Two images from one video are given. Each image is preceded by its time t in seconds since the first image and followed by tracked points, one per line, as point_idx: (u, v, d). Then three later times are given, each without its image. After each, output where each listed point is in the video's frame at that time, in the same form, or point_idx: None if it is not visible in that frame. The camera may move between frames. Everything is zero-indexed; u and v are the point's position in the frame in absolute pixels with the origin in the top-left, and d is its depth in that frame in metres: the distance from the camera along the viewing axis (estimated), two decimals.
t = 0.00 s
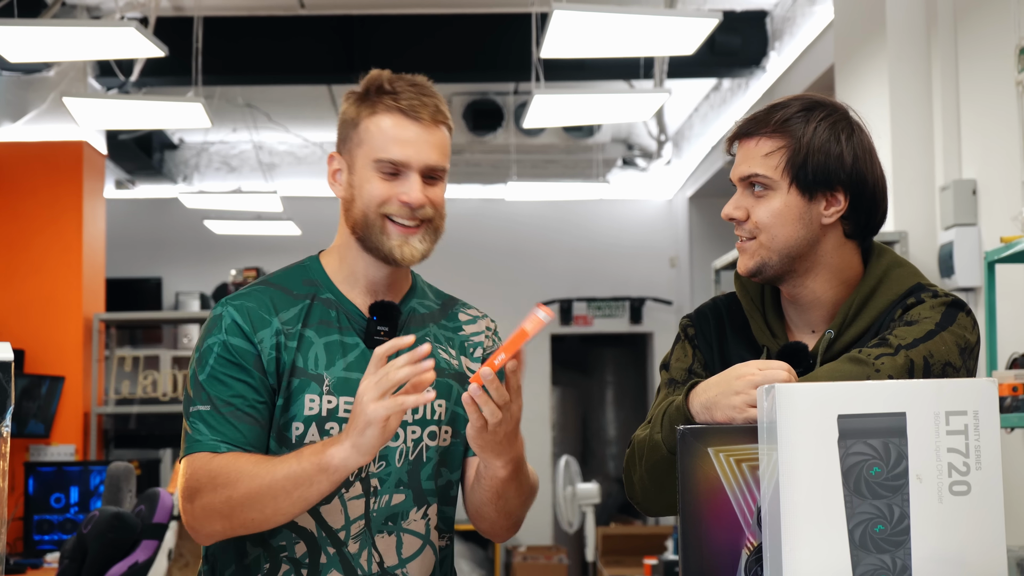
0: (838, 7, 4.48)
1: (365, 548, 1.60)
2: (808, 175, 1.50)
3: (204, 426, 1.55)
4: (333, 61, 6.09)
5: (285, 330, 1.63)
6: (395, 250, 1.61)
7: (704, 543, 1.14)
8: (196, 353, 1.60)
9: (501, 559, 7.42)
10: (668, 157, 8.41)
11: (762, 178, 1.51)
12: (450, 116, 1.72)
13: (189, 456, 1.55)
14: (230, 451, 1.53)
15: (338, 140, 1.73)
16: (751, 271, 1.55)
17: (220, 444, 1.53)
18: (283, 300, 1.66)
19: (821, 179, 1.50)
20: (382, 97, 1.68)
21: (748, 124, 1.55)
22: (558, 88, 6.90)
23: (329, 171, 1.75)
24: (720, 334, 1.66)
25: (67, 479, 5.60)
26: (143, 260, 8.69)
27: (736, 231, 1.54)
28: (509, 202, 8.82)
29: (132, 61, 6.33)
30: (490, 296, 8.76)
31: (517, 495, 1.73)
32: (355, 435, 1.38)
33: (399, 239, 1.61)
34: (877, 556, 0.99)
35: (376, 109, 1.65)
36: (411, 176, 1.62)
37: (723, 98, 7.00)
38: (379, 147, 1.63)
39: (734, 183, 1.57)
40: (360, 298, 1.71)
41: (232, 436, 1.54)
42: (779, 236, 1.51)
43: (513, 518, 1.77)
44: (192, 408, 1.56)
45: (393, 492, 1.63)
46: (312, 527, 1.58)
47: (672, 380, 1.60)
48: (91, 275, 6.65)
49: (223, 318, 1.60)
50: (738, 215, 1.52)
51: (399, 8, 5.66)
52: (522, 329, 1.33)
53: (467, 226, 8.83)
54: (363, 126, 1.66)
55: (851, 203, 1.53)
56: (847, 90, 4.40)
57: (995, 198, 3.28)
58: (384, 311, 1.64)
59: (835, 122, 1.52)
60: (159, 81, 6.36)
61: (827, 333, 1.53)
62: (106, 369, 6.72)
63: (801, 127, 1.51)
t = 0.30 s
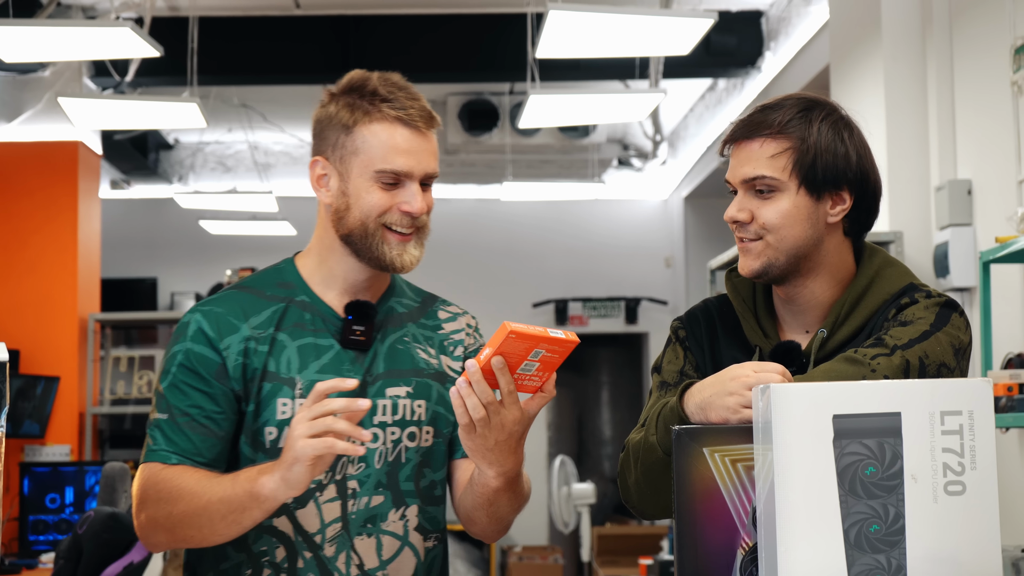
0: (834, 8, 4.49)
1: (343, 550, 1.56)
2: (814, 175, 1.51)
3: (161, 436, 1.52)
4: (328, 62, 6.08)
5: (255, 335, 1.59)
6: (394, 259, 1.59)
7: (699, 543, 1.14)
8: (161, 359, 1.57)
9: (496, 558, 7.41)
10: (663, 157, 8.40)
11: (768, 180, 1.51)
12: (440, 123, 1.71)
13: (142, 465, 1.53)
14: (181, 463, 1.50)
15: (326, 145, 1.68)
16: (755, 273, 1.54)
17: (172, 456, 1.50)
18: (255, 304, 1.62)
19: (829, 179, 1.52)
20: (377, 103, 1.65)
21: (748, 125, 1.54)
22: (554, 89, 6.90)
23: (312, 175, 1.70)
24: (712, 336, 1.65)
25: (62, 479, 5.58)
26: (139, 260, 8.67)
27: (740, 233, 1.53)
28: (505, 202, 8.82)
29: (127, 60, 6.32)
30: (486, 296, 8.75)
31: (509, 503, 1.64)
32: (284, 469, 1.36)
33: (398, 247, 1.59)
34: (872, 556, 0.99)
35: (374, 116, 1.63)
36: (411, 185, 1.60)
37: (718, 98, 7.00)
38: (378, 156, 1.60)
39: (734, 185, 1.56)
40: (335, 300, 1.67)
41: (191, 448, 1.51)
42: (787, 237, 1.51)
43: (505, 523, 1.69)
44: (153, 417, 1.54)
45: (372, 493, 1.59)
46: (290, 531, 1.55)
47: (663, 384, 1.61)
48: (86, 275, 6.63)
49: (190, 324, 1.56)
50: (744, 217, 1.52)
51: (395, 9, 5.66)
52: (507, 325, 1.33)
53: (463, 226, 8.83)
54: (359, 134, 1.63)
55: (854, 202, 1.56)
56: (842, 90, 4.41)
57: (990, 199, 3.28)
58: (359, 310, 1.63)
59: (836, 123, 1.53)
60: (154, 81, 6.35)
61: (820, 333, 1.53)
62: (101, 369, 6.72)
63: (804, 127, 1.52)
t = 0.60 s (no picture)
0: (831, 7, 4.49)
1: (282, 557, 1.52)
2: (817, 169, 1.51)
3: (87, 456, 1.51)
4: (326, 61, 6.08)
5: (176, 343, 1.56)
6: (334, 254, 1.57)
7: (696, 543, 1.14)
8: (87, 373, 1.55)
9: (493, 558, 7.40)
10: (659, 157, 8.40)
11: (772, 176, 1.51)
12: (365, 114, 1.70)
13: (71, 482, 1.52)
14: (105, 488, 1.49)
15: (250, 144, 1.64)
16: (758, 271, 1.52)
17: (97, 478, 1.50)
18: (177, 310, 1.59)
19: (832, 174, 1.53)
20: (302, 97, 1.62)
21: (748, 122, 1.54)
22: (551, 89, 6.91)
23: (237, 176, 1.65)
24: (704, 336, 1.64)
25: (59, 480, 5.57)
26: (136, 260, 8.67)
27: (742, 231, 1.52)
28: (501, 202, 8.82)
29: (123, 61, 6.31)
30: (482, 297, 8.75)
31: (482, 498, 1.59)
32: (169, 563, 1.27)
33: (337, 243, 1.58)
34: (869, 556, 0.99)
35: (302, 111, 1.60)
36: (347, 179, 1.59)
37: (715, 99, 7.01)
38: (312, 152, 1.58)
39: (733, 182, 1.55)
40: (261, 300, 1.63)
41: (117, 465, 1.50)
42: (791, 233, 1.50)
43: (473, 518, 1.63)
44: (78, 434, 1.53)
45: (311, 496, 1.55)
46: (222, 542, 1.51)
47: (655, 384, 1.60)
48: (82, 275, 6.62)
49: (110, 337, 1.53)
50: (747, 214, 1.51)
51: (392, 9, 5.65)
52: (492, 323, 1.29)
53: (459, 227, 8.83)
54: (290, 130, 1.59)
55: (854, 197, 1.58)
56: (839, 90, 4.41)
57: (987, 199, 3.28)
58: (284, 308, 1.60)
59: (833, 119, 1.55)
60: (151, 81, 6.35)
61: (814, 332, 1.54)
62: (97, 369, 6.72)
63: (802, 124, 1.53)
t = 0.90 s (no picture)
0: (832, 6, 4.48)
1: (273, 562, 1.54)
2: (803, 160, 1.54)
3: (69, 475, 1.52)
4: (326, 61, 6.08)
5: (153, 353, 1.55)
6: (305, 255, 1.57)
7: (697, 544, 1.14)
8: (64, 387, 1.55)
9: (494, 558, 7.39)
10: (660, 157, 8.40)
11: (760, 166, 1.54)
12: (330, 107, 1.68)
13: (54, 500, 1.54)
14: (88, 507, 1.51)
15: (214, 145, 1.63)
16: (749, 262, 1.55)
17: (79, 500, 1.51)
18: (152, 318, 1.58)
19: (819, 163, 1.55)
20: (264, 95, 1.61)
21: (734, 118, 1.58)
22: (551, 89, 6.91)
23: (201, 177, 1.64)
24: (701, 338, 1.66)
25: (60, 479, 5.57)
26: (137, 260, 8.67)
27: (732, 222, 1.55)
28: (502, 202, 8.82)
29: (124, 61, 6.31)
30: (483, 297, 8.75)
31: (469, 489, 1.61)
32: None
33: (309, 243, 1.58)
34: (869, 556, 0.99)
35: (264, 111, 1.58)
36: (315, 179, 1.58)
37: (716, 99, 7.01)
38: (277, 153, 1.56)
39: (723, 177, 1.59)
40: (236, 303, 1.63)
41: (98, 482, 1.50)
42: (780, 222, 1.53)
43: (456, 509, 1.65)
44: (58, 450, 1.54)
45: (299, 498, 1.56)
46: (212, 553, 1.52)
47: (652, 390, 1.61)
48: (83, 275, 6.62)
49: (85, 350, 1.53)
50: (735, 206, 1.54)
51: (393, 9, 5.65)
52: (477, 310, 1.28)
53: (460, 226, 8.83)
54: (253, 131, 1.58)
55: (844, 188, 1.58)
56: (840, 90, 4.41)
57: (988, 199, 3.28)
58: (261, 311, 1.60)
59: (819, 111, 1.58)
60: (152, 80, 6.35)
61: (810, 330, 1.54)
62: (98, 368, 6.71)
63: (788, 116, 1.56)
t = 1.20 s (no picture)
0: (834, 6, 4.48)
1: (286, 572, 1.52)
2: (808, 165, 1.53)
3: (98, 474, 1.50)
4: (328, 60, 6.07)
5: (178, 355, 1.55)
6: (330, 262, 1.55)
7: (699, 543, 1.14)
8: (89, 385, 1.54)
9: (496, 558, 7.38)
10: (663, 157, 8.40)
11: (766, 170, 1.51)
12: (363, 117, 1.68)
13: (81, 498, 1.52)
14: (119, 505, 1.49)
15: (245, 149, 1.63)
16: (753, 265, 1.51)
17: (110, 497, 1.49)
18: (177, 320, 1.58)
19: (821, 170, 1.55)
20: (297, 101, 1.61)
21: (736, 118, 1.54)
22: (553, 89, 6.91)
23: (231, 181, 1.64)
24: (691, 343, 1.66)
25: (63, 479, 5.58)
26: (139, 260, 8.67)
27: (735, 225, 1.51)
28: (504, 202, 8.83)
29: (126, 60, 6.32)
30: (485, 297, 8.75)
31: (488, 497, 1.60)
32: None
33: (334, 251, 1.56)
34: (872, 556, 0.99)
35: (296, 117, 1.59)
36: (342, 186, 1.57)
37: (718, 98, 7.01)
38: (307, 159, 1.56)
39: (723, 178, 1.54)
40: (260, 310, 1.62)
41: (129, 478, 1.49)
42: (786, 226, 1.51)
43: (480, 517, 1.63)
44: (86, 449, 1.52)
45: (313, 509, 1.54)
46: (225, 558, 1.51)
47: (644, 396, 1.60)
48: (86, 275, 6.63)
49: (110, 349, 1.52)
50: (741, 208, 1.50)
51: (396, 8, 5.65)
52: (490, 316, 1.27)
53: (462, 227, 8.83)
54: (282, 135, 1.58)
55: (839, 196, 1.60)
56: (841, 89, 4.42)
57: (990, 199, 3.28)
58: (285, 320, 1.58)
59: (819, 117, 1.58)
60: (154, 80, 6.35)
61: (800, 330, 1.54)
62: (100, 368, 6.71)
63: (793, 120, 1.55)
